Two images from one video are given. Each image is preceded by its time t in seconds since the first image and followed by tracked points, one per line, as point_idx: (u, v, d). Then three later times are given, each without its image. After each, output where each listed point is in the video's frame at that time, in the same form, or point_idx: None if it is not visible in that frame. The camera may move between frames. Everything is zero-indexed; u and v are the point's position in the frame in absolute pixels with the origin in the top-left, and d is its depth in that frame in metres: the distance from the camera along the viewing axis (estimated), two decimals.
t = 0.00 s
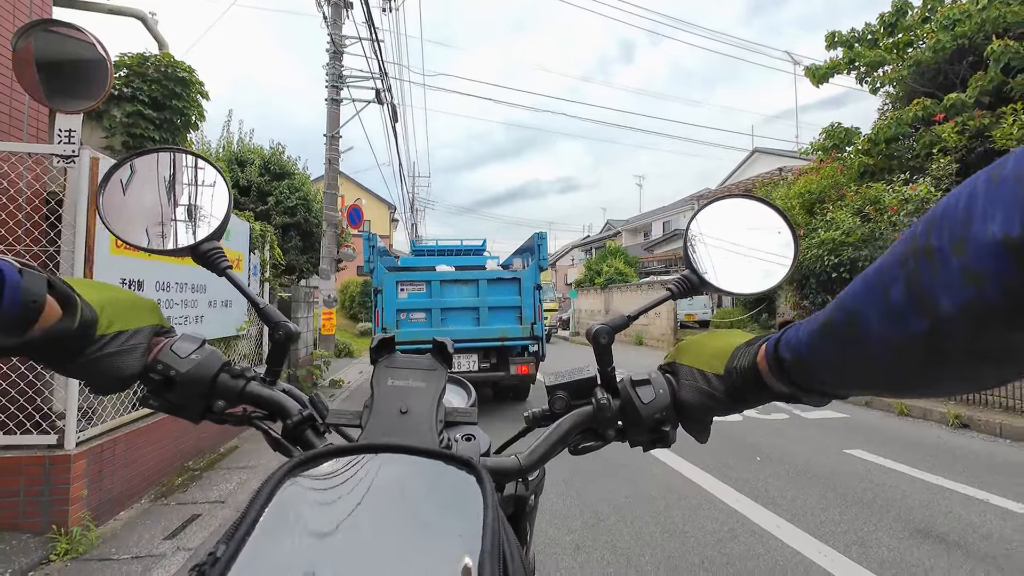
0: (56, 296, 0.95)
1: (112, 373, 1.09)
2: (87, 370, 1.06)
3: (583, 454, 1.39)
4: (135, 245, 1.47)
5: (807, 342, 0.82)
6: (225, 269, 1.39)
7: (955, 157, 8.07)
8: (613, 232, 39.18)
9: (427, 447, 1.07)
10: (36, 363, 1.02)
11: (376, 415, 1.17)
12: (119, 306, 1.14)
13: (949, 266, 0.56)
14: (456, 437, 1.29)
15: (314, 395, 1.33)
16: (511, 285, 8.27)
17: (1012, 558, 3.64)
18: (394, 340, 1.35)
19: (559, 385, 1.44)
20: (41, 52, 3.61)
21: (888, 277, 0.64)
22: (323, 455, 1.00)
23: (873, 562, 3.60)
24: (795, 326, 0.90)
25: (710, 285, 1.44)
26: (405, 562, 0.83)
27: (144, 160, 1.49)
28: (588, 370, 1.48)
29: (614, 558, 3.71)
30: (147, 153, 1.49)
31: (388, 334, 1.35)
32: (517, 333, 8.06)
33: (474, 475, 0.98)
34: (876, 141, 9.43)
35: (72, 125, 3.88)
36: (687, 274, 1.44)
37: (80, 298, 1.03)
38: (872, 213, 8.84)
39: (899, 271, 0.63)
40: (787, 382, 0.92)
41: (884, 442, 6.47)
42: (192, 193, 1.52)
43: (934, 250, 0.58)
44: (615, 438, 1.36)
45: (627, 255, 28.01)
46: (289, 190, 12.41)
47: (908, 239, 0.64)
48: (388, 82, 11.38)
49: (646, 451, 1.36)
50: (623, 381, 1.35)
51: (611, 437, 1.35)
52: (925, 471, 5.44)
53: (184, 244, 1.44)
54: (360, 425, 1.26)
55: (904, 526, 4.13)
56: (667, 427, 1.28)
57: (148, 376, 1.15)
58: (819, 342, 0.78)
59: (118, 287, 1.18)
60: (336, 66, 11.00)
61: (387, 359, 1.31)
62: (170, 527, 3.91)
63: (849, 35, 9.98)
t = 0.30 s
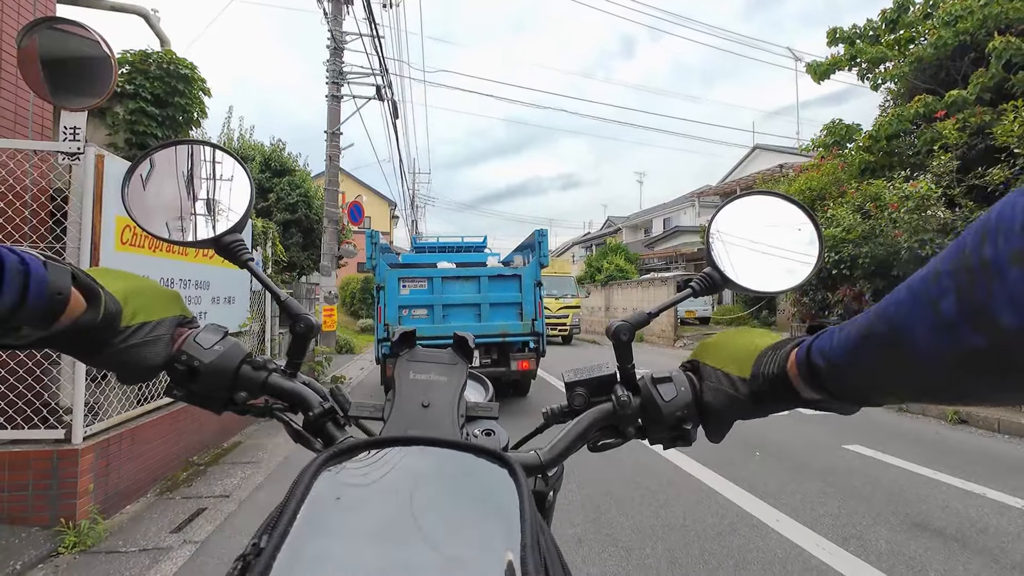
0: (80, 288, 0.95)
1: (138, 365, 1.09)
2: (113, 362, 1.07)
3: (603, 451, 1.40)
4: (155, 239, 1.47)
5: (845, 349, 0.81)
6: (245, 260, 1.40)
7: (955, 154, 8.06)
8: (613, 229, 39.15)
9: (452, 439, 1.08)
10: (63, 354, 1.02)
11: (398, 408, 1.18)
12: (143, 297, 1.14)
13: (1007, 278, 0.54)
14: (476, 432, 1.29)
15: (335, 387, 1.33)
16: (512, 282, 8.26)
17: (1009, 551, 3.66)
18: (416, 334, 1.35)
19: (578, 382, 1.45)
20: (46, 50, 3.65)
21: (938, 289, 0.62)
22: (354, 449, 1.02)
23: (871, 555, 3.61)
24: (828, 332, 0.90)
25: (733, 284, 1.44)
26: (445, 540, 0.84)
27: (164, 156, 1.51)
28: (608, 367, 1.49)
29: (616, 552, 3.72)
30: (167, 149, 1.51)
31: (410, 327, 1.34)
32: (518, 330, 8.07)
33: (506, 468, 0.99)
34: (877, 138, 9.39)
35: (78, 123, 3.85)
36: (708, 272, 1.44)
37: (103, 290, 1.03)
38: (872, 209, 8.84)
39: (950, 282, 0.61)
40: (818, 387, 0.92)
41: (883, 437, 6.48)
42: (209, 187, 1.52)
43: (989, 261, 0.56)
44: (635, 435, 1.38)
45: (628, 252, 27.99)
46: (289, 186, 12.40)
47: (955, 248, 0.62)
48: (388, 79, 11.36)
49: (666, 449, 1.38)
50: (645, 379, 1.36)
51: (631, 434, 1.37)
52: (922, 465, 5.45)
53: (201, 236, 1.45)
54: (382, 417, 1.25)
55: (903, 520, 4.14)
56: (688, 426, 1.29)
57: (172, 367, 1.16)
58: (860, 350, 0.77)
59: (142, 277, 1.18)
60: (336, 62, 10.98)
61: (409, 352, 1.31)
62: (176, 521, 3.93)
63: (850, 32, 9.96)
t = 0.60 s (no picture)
0: (85, 286, 0.95)
1: (143, 362, 1.10)
2: (118, 360, 1.07)
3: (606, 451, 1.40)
4: (167, 237, 1.48)
5: (819, 309, 0.82)
6: (249, 257, 1.40)
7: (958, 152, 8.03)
8: (615, 228, 39.07)
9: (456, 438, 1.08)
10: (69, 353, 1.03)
11: (400, 408, 1.18)
12: (149, 294, 1.14)
13: (969, 229, 0.55)
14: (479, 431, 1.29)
15: (339, 386, 1.34)
16: (514, 280, 8.26)
17: (1007, 547, 3.65)
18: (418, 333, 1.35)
19: (582, 382, 1.45)
20: (52, 51, 3.72)
21: (904, 244, 0.63)
22: (356, 450, 1.02)
23: (870, 550, 3.61)
24: (802, 294, 0.91)
25: (739, 282, 1.44)
26: (448, 543, 0.84)
27: (176, 155, 1.52)
28: (612, 366, 1.48)
29: (618, 547, 3.73)
30: (178, 149, 1.52)
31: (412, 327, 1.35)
32: (520, 327, 8.07)
33: (510, 468, 1.00)
34: (879, 136, 9.35)
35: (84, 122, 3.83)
36: (715, 272, 1.44)
37: (109, 287, 1.03)
38: (874, 207, 8.80)
39: (917, 235, 0.61)
40: (797, 349, 0.93)
41: (885, 435, 6.46)
42: (220, 186, 1.53)
43: (953, 214, 0.57)
44: (639, 435, 1.38)
45: (630, 250, 27.94)
46: (292, 185, 12.41)
47: (922, 202, 0.63)
48: (390, 77, 11.36)
49: (670, 450, 1.39)
50: (650, 379, 1.36)
51: (636, 434, 1.37)
52: (923, 463, 5.44)
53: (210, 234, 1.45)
54: (384, 416, 1.25)
55: (901, 517, 4.13)
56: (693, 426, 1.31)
57: (178, 364, 1.16)
58: (833, 309, 0.78)
59: (148, 274, 1.19)
60: (338, 61, 10.98)
61: (412, 351, 1.31)
62: (182, 516, 3.94)
63: (853, 29, 9.91)
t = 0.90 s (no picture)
0: (84, 290, 0.95)
1: (142, 366, 1.09)
2: (117, 364, 1.06)
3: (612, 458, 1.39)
4: (174, 238, 1.46)
5: (825, 306, 0.80)
6: (249, 260, 1.39)
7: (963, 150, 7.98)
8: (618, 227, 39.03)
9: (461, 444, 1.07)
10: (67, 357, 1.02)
11: (401, 415, 1.16)
12: (149, 298, 1.14)
13: (981, 224, 0.53)
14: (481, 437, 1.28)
15: (339, 391, 1.33)
16: (517, 280, 8.25)
17: (1008, 546, 3.62)
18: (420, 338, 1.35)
19: (587, 387, 1.43)
20: (59, 52, 3.74)
21: (913, 240, 0.61)
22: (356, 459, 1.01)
23: (871, 550, 3.58)
24: (808, 291, 0.88)
25: (748, 286, 1.42)
26: (454, 550, 0.84)
27: (182, 154, 1.51)
28: (617, 371, 1.47)
29: (622, 545, 3.72)
30: (185, 149, 1.51)
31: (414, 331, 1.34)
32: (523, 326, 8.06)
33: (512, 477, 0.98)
34: (883, 134, 9.30)
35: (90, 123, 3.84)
36: (724, 274, 1.43)
37: (107, 291, 1.03)
38: (878, 206, 8.75)
39: (927, 231, 0.59)
40: (803, 347, 0.91)
41: (889, 434, 6.43)
42: (226, 186, 1.52)
43: (965, 209, 0.55)
44: (645, 442, 1.37)
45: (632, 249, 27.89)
46: (295, 184, 12.44)
47: (930, 197, 0.61)
48: (394, 77, 11.36)
49: (676, 457, 1.38)
50: (655, 384, 1.35)
51: (641, 442, 1.36)
52: (927, 462, 5.41)
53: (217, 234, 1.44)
54: (384, 423, 1.24)
55: (902, 516, 4.10)
56: (701, 434, 1.29)
57: (177, 368, 1.15)
58: (840, 307, 0.76)
59: (148, 278, 1.18)
60: (342, 61, 10.99)
61: (413, 356, 1.31)
62: (188, 514, 3.95)
63: (857, 27, 9.85)
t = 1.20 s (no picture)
0: (65, 298, 0.94)
1: (126, 374, 1.09)
2: (102, 371, 1.07)
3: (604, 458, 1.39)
4: (172, 242, 1.45)
5: (828, 312, 0.79)
6: (237, 264, 1.38)
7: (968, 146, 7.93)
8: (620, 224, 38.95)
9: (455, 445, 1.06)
10: (52, 366, 1.02)
11: (389, 418, 1.16)
12: (133, 305, 1.13)
13: (994, 229, 0.51)
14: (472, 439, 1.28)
15: (328, 395, 1.33)
16: (519, 278, 8.23)
17: (1010, 543, 3.60)
18: (406, 340, 1.36)
19: (580, 387, 1.42)
20: (66, 53, 3.65)
21: (921, 245, 0.60)
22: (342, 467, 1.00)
23: (873, 546, 3.57)
24: (810, 296, 0.88)
25: (740, 282, 1.41)
26: (445, 557, 0.84)
27: (181, 157, 1.50)
28: (609, 370, 1.46)
29: (625, 542, 3.71)
30: (184, 151, 1.50)
31: (400, 334, 1.36)
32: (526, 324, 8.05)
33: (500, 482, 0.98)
34: (887, 131, 9.24)
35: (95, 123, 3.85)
36: (716, 270, 1.43)
37: (89, 299, 1.03)
38: (882, 203, 8.70)
39: (936, 236, 0.58)
40: (804, 353, 0.90)
41: (893, 432, 6.40)
42: (225, 191, 1.52)
43: (977, 213, 0.53)
44: (639, 442, 1.36)
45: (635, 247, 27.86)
46: (298, 183, 12.43)
47: (941, 201, 0.59)
48: (395, 75, 11.35)
49: (670, 457, 1.37)
50: (647, 383, 1.34)
51: (634, 441, 1.35)
52: (930, 459, 5.39)
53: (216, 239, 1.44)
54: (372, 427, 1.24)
55: (905, 513, 4.09)
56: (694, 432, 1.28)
57: (163, 375, 1.15)
58: (843, 313, 0.75)
59: (133, 285, 1.18)
60: (343, 59, 10.98)
61: (401, 359, 1.31)
62: (195, 510, 3.96)
63: (861, 23, 9.78)
